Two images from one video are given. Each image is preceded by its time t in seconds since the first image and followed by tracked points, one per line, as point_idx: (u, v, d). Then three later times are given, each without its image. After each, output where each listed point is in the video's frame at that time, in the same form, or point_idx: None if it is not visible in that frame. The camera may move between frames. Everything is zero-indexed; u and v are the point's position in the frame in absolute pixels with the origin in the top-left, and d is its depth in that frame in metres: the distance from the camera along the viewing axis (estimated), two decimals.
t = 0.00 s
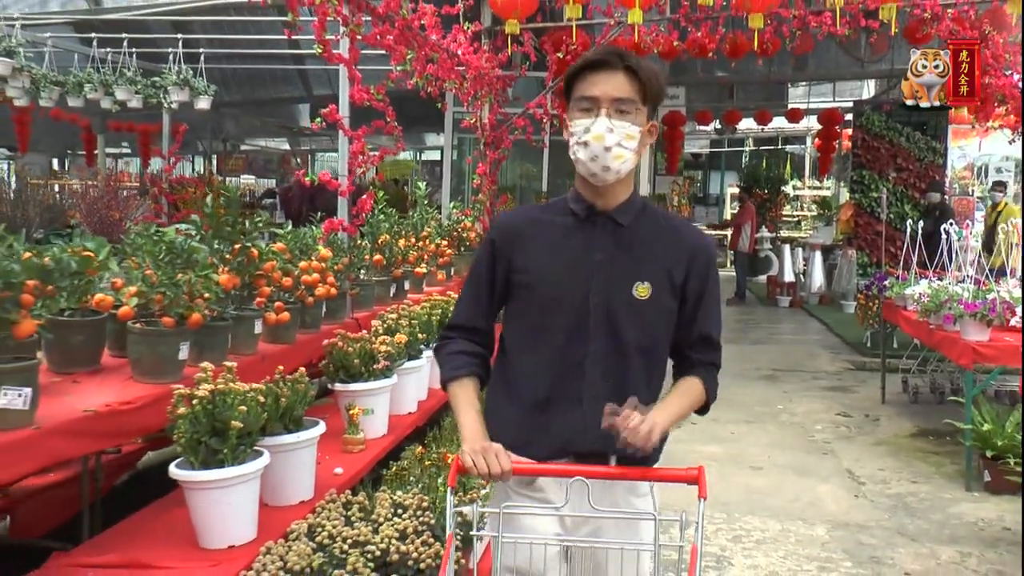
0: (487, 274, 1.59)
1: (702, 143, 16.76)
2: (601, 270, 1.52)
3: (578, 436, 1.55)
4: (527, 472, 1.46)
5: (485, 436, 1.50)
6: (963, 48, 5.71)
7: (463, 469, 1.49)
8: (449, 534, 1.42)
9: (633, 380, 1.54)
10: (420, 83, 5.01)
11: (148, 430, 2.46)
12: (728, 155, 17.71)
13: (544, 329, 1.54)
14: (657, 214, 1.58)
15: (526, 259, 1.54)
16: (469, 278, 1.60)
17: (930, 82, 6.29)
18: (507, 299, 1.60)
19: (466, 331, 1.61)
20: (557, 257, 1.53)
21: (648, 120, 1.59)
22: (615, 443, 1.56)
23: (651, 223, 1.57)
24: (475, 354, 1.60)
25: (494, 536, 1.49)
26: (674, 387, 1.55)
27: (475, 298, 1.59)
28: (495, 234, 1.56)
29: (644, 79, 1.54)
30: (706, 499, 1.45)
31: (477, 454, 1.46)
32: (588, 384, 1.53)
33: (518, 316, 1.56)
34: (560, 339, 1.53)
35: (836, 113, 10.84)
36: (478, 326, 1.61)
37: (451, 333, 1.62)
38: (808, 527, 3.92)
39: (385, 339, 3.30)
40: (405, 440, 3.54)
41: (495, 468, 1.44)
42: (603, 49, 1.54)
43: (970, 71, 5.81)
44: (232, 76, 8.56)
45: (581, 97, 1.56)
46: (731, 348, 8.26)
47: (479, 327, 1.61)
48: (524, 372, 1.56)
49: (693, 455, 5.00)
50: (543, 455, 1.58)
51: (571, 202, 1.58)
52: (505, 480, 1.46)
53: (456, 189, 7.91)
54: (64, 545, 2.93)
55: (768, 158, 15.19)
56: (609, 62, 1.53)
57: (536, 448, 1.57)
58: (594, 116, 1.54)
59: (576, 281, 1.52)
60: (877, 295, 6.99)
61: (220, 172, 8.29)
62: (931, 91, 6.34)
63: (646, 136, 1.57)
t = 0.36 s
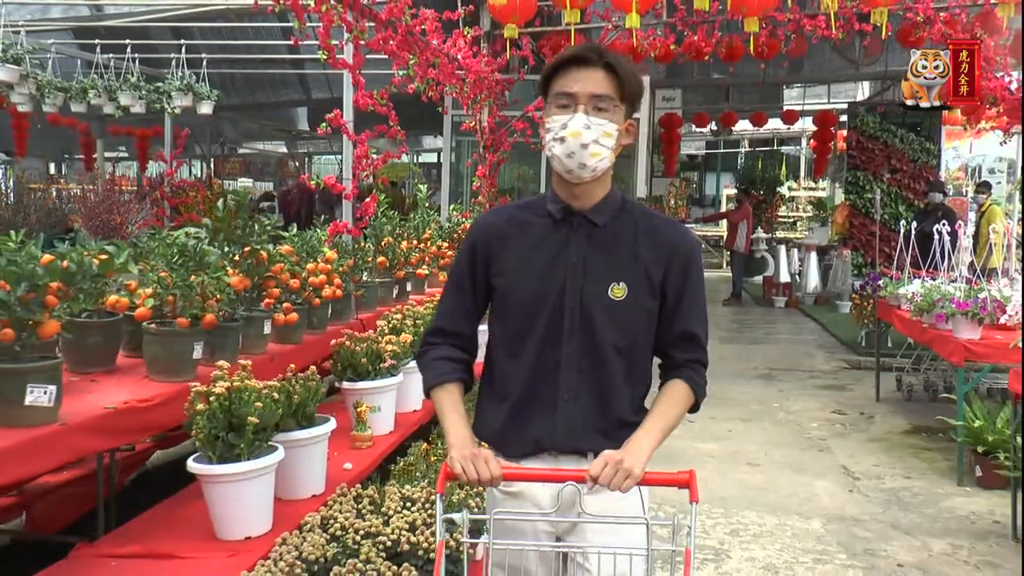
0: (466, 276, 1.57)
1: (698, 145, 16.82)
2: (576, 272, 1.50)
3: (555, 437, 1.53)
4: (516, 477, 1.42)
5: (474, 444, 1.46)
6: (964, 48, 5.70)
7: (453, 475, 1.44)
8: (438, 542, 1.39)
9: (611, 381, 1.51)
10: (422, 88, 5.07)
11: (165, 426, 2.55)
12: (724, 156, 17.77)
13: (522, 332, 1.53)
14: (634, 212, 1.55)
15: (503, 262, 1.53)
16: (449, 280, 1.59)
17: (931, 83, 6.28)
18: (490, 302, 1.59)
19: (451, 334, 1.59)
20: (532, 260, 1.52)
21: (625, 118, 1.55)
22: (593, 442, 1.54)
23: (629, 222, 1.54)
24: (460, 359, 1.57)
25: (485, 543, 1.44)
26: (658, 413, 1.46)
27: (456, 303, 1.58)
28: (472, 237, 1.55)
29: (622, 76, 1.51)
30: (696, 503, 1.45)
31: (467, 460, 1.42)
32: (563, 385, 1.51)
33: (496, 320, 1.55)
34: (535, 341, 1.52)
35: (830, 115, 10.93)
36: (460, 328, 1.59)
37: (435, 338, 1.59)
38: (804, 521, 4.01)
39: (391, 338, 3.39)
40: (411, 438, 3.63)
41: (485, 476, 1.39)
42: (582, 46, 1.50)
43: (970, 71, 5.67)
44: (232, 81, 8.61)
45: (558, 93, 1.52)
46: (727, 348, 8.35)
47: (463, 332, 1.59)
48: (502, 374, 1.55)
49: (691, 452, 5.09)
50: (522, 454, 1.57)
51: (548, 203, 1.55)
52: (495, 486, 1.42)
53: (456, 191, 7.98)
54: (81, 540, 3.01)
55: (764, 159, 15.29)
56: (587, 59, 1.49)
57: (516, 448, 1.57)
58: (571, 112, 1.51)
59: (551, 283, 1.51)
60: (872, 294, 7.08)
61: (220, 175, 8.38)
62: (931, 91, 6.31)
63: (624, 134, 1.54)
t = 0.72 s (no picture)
0: (459, 282, 1.55)
1: (692, 142, 16.88)
2: (571, 276, 1.48)
3: (550, 443, 1.51)
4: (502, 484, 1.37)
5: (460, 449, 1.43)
6: (965, 48, 5.69)
7: (439, 481, 1.41)
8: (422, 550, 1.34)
9: (606, 385, 1.49)
10: (419, 88, 5.13)
11: (171, 421, 2.61)
12: (717, 154, 17.84)
13: (517, 337, 1.51)
14: (627, 216, 1.54)
15: (497, 266, 1.51)
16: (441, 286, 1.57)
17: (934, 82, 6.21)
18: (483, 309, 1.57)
19: (444, 340, 1.56)
20: (527, 264, 1.50)
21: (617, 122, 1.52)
22: (589, 446, 1.51)
23: (622, 226, 1.53)
24: (451, 366, 1.55)
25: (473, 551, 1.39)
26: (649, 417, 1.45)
27: (448, 308, 1.56)
28: (465, 241, 1.53)
29: (613, 83, 1.46)
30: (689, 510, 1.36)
31: (453, 467, 1.38)
32: (559, 390, 1.49)
33: (489, 325, 1.53)
34: (531, 346, 1.50)
35: (823, 113, 11.01)
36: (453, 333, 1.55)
37: (426, 345, 1.56)
38: (797, 513, 4.09)
39: (391, 335, 3.46)
40: (410, 432, 3.70)
41: (471, 483, 1.36)
42: (571, 53, 1.45)
43: (970, 71, 5.68)
44: (228, 80, 8.65)
45: (549, 102, 1.48)
46: (721, 344, 8.42)
47: (455, 337, 1.56)
48: (497, 379, 1.53)
49: (685, 446, 5.16)
50: (518, 460, 1.54)
51: (541, 207, 1.54)
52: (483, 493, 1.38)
53: (451, 190, 8.03)
54: (88, 533, 3.07)
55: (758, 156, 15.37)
56: (577, 69, 1.44)
57: (511, 454, 1.54)
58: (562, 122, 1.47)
59: (546, 287, 1.49)
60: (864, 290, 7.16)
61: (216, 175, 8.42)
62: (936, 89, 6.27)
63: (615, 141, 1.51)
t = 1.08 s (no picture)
0: (458, 284, 1.49)
1: (690, 143, 16.91)
2: (574, 281, 1.42)
3: (551, 455, 1.44)
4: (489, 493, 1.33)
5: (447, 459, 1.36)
6: (965, 48, 5.71)
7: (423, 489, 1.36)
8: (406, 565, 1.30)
9: (610, 396, 1.42)
10: (415, 90, 5.18)
11: (171, 418, 2.65)
12: (715, 154, 17.89)
13: (518, 344, 1.45)
14: (634, 219, 1.47)
15: (497, 270, 1.45)
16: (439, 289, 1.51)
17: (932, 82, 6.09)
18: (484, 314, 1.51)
19: (440, 345, 1.48)
20: (528, 267, 1.44)
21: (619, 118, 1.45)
22: (591, 460, 1.44)
23: (629, 229, 1.46)
24: (445, 369, 1.46)
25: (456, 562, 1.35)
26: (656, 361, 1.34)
27: (446, 312, 1.49)
28: (464, 244, 1.47)
29: (613, 75, 1.40)
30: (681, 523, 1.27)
31: (438, 474, 1.33)
32: (560, 401, 1.42)
33: (490, 331, 1.47)
34: (532, 354, 1.43)
35: (820, 113, 11.05)
36: (450, 339, 1.48)
37: (418, 348, 1.48)
38: (789, 510, 4.13)
39: (387, 334, 3.51)
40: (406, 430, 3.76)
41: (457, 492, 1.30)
42: (568, 46, 1.41)
43: (971, 71, 5.70)
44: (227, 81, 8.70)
45: (546, 95, 1.43)
46: (717, 343, 8.47)
47: (453, 343, 1.49)
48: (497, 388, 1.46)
49: (680, 444, 5.21)
50: (518, 473, 1.47)
51: (544, 209, 1.47)
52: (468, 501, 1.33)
53: (450, 190, 8.08)
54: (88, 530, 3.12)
55: (755, 157, 15.44)
56: (574, 60, 1.39)
57: (510, 467, 1.47)
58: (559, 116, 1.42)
59: (548, 291, 1.43)
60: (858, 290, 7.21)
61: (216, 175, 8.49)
62: (933, 91, 6.15)
63: (617, 136, 1.44)
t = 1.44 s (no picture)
0: (463, 291, 1.51)
1: (693, 150, 16.97)
2: (577, 287, 1.43)
3: (559, 461, 1.45)
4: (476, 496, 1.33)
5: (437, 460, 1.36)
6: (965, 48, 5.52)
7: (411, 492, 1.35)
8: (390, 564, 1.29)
9: (618, 403, 1.44)
10: (417, 96, 5.25)
11: (177, 416, 2.73)
12: (718, 161, 17.94)
13: (523, 350, 1.47)
14: (639, 221, 1.47)
15: (501, 278, 1.48)
16: (446, 296, 1.54)
17: (931, 82, 5.76)
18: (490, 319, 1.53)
19: (444, 350, 1.51)
20: (532, 274, 1.46)
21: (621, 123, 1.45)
22: (600, 466, 1.45)
23: (634, 232, 1.46)
24: (446, 374, 1.48)
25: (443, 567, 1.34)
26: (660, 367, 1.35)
27: (451, 318, 1.51)
28: (469, 251, 1.50)
29: (615, 80, 1.39)
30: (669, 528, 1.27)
31: (427, 476, 1.32)
32: (566, 407, 1.44)
33: (495, 337, 1.49)
34: (538, 360, 1.45)
35: (820, 120, 11.11)
36: (455, 345, 1.51)
37: (423, 352, 1.51)
38: (782, 511, 4.20)
39: (386, 335, 3.58)
40: (404, 429, 3.84)
41: (445, 495, 1.30)
42: (568, 52, 1.39)
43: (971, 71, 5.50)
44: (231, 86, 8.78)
45: (547, 103, 1.42)
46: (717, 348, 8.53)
47: (460, 349, 1.51)
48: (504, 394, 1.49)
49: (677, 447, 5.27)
50: (526, 480, 1.49)
51: (548, 214, 1.49)
52: (456, 505, 1.32)
53: (451, 195, 8.15)
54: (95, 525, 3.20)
55: (757, 164, 15.50)
56: (575, 69, 1.38)
57: (518, 474, 1.49)
58: (560, 124, 1.42)
59: (552, 298, 1.45)
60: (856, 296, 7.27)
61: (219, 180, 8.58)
62: (933, 90, 5.79)
63: (618, 143, 1.44)
